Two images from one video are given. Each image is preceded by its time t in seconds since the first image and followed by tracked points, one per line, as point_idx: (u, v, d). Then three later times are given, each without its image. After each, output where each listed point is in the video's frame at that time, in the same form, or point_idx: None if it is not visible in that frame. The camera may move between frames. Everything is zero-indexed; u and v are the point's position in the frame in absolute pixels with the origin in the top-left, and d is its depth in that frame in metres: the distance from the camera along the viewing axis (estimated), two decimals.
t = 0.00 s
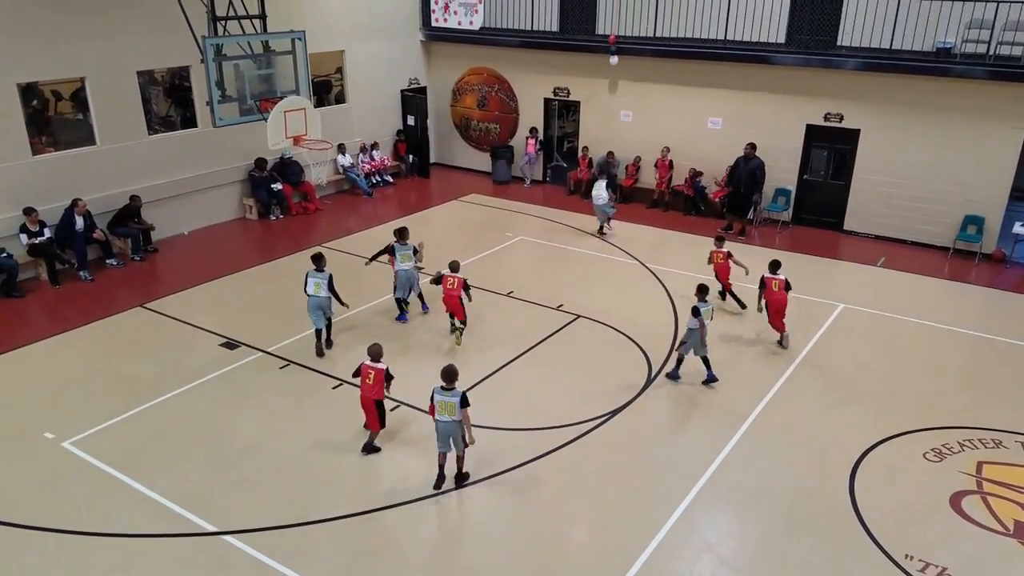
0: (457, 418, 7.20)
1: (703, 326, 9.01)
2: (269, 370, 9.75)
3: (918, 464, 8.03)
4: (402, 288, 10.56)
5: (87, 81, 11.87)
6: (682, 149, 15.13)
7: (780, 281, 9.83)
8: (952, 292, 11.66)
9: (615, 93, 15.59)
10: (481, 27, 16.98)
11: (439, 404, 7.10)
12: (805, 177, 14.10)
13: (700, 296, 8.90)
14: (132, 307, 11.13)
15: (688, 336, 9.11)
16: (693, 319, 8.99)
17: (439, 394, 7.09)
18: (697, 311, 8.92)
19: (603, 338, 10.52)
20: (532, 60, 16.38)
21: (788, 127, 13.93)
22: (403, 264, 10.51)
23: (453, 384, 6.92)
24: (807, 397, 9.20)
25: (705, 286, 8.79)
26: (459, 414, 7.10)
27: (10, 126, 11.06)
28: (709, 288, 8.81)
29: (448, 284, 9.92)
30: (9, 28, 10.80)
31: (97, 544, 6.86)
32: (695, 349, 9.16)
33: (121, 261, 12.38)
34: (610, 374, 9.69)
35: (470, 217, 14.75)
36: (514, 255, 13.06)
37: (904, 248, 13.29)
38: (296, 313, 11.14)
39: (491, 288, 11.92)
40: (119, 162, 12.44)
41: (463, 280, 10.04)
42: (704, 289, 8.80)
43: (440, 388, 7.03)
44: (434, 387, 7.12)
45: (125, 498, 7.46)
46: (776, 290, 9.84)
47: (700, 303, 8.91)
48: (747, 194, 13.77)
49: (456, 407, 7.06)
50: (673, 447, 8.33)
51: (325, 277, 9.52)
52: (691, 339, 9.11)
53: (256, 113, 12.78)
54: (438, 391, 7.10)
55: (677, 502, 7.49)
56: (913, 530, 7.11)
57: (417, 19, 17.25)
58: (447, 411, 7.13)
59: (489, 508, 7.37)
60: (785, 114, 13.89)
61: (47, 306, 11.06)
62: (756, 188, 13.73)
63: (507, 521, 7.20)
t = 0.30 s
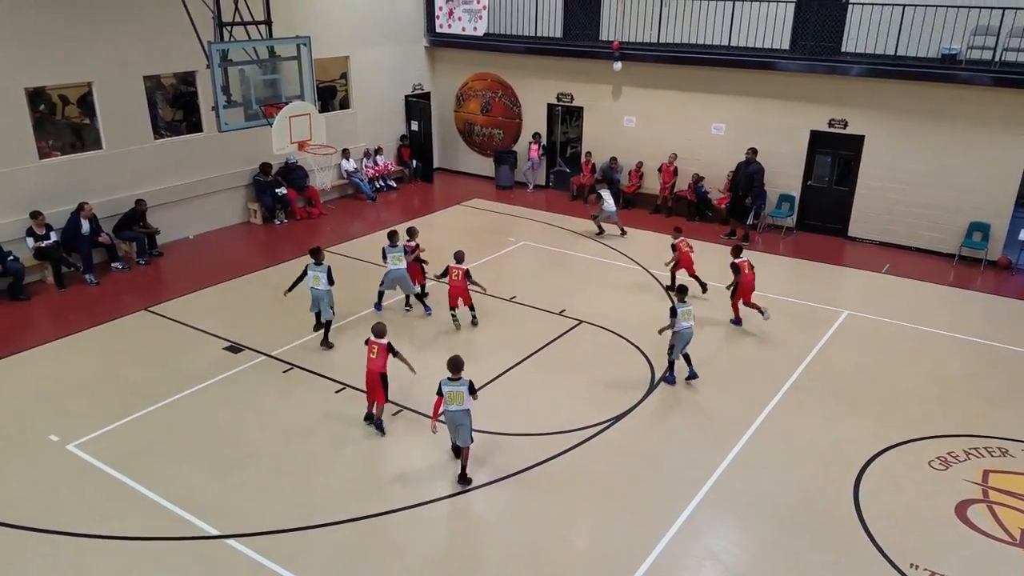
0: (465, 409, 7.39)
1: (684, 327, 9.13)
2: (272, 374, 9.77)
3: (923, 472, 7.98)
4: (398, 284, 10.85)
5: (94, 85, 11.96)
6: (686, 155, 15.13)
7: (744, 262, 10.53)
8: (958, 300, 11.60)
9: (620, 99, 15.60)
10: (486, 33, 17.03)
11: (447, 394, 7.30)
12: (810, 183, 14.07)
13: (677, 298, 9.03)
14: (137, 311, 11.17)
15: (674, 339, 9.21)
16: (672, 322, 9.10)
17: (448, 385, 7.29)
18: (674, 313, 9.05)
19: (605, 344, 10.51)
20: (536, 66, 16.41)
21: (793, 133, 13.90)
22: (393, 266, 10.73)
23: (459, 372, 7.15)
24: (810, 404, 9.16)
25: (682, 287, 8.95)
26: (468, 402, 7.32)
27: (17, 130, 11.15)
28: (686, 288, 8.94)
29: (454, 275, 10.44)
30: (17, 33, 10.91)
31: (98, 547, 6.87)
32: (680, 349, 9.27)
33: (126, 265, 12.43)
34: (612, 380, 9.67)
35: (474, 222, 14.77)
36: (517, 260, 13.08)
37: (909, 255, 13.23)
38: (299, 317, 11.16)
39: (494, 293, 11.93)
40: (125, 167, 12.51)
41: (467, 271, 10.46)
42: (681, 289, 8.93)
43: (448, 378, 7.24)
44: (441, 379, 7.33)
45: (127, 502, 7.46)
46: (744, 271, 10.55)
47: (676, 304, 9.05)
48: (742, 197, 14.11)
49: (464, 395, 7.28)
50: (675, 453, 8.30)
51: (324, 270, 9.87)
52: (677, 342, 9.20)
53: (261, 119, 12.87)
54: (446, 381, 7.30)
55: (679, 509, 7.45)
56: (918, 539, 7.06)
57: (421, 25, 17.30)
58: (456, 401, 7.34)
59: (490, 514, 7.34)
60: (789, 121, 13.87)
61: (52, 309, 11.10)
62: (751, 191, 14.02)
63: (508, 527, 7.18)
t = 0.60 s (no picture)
0: (468, 392, 7.78)
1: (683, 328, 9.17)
2: (276, 376, 9.79)
3: (929, 477, 7.93)
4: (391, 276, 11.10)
5: (102, 89, 12.02)
6: (692, 158, 15.10)
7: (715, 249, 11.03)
8: (965, 304, 11.53)
9: (625, 103, 15.59)
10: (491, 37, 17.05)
11: (452, 381, 7.63)
12: (816, 187, 14.03)
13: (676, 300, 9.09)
14: (144, 314, 11.21)
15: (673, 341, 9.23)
16: (671, 323, 9.13)
17: (452, 371, 7.63)
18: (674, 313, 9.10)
19: (609, 347, 10.49)
20: (542, 69, 16.41)
21: (799, 136, 13.86)
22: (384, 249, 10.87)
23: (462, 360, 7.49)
24: (815, 408, 9.11)
25: (683, 289, 9.06)
26: (470, 387, 7.71)
27: (24, 134, 11.21)
28: (686, 290, 9.08)
29: (447, 268, 10.60)
30: (25, 37, 10.98)
31: (102, 549, 6.87)
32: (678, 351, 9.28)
33: (133, 268, 12.47)
34: (616, 383, 9.65)
35: (479, 225, 14.77)
36: (522, 263, 13.08)
37: (915, 259, 13.17)
38: (303, 320, 11.17)
39: (498, 296, 11.93)
40: (132, 170, 12.57)
41: (459, 264, 10.66)
42: (681, 290, 9.04)
43: (452, 366, 7.58)
44: (444, 367, 7.65)
45: (131, 504, 7.47)
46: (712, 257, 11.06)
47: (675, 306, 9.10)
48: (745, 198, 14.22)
49: (468, 380, 7.65)
50: (680, 457, 8.27)
51: (324, 265, 10.06)
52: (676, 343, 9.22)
53: (268, 122, 12.95)
54: (450, 368, 7.65)
55: (684, 511, 7.43)
56: (924, 543, 7.01)
57: (426, 28, 17.33)
58: (460, 386, 7.70)
59: (494, 518, 7.32)
60: (795, 124, 13.84)
61: (59, 312, 11.14)
62: (754, 194, 14.08)
63: (511, 530, 7.16)
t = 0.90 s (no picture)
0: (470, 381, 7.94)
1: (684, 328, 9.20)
2: (283, 377, 9.81)
3: (938, 483, 7.90)
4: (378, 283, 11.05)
5: (111, 91, 12.07)
6: (699, 162, 15.09)
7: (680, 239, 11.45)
8: (975, 310, 11.49)
9: (632, 106, 15.58)
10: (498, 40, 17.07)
11: (456, 371, 7.79)
12: (823, 191, 14.00)
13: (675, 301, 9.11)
14: (152, 315, 11.25)
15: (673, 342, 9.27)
16: (671, 324, 9.18)
17: (456, 361, 7.80)
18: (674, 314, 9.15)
19: (615, 350, 10.48)
20: (549, 72, 16.41)
21: (806, 140, 13.84)
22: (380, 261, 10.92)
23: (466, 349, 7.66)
24: (823, 413, 9.09)
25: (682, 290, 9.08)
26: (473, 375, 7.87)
27: (34, 135, 11.28)
28: (685, 292, 9.04)
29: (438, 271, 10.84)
30: (35, 39, 11.07)
31: (109, 549, 6.90)
32: (681, 352, 9.31)
33: (141, 269, 12.52)
34: (623, 386, 9.64)
35: (486, 228, 14.79)
36: (529, 266, 13.09)
37: (923, 264, 13.14)
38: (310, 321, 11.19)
39: (505, 298, 11.93)
40: (140, 171, 12.62)
41: (450, 265, 10.95)
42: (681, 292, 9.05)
43: (457, 356, 7.75)
44: (448, 357, 7.80)
45: (138, 505, 7.50)
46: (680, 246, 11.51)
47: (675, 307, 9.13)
48: (751, 203, 14.19)
49: (471, 368, 7.82)
50: (686, 460, 8.26)
51: (326, 265, 10.13)
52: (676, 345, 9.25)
53: (276, 124, 12.91)
54: (454, 358, 7.80)
55: (691, 515, 7.42)
56: (933, 549, 6.98)
57: (433, 31, 17.36)
58: (464, 375, 7.85)
59: (500, 520, 7.32)
60: (803, 128, 13.81)
61: (67, 313, 11.19)
62: (762, 198, 13.99)
63: (518, 533, 7.16)
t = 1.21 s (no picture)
0: (477, 369, 8.35)
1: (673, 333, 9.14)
2: (299, 381, 9.86)
3: (963, 488, 7.75)
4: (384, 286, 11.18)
5: (131, 97, 12.23)
6: (717, 162, 14.95)
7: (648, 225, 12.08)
8: (1002, 310, 11.27)
9: (648, 106, 15.47)
10: (512, 41, 17.04)
11: (464, 360, 8.19)
12: (843, 190, 13.81)
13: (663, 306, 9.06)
14: (172, 318, 11.38)
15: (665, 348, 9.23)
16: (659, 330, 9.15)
17: (463, 350, 8.18)
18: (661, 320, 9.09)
19: (629, 353, 10.41)
20: (564, 73, 16.34)
21: (825, 139, 13.65)
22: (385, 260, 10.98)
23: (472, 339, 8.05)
24: (840, 416, 8.96)
25: (667, 296, 9.01)
26: (480, 363, 8.30)
27: (56, 142, 11.46)
28: (671, 298, 8.99)
29: (424, 267, 10.52)
30: (58, 48, 11.25)
31: (126, 552, 6.95)
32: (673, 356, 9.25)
33: (161, 274, 12.67)
34: (636, 390, 9.57)
35: (503, 230, 14.79)
36: (544, 268, 13.07)
37: (947, 263, 12.91)
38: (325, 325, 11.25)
39: (519, 301, 11.92)
40: (160, 177, 12.78)
41: (435, 261, 10.64)
42: (666, 299, 8.99)
43: (464, 346, 8.13)
44: (455, 348, 8.18)
45: (157, 508, 7.56)
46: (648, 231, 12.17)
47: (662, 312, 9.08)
48: (771, 205, 13.99)
49: (478, 357, 8.25)
50: (700, 464, 8.17)
51: (337, 268, 10.36)
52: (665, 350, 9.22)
53: (292, 129, 13.00)
54: (460, 347, 8.19)
55: (708, 520, 7.34)
56: (958, 555, 6.84)
57: (448, 34, 17.37)
58: (470, 363, 8.26)
59: (515, 525, 7.28)
60: (822, 126, 13.62)
61: (89, 317, 11.34)
62: (779, 198, 13.82)
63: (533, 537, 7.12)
